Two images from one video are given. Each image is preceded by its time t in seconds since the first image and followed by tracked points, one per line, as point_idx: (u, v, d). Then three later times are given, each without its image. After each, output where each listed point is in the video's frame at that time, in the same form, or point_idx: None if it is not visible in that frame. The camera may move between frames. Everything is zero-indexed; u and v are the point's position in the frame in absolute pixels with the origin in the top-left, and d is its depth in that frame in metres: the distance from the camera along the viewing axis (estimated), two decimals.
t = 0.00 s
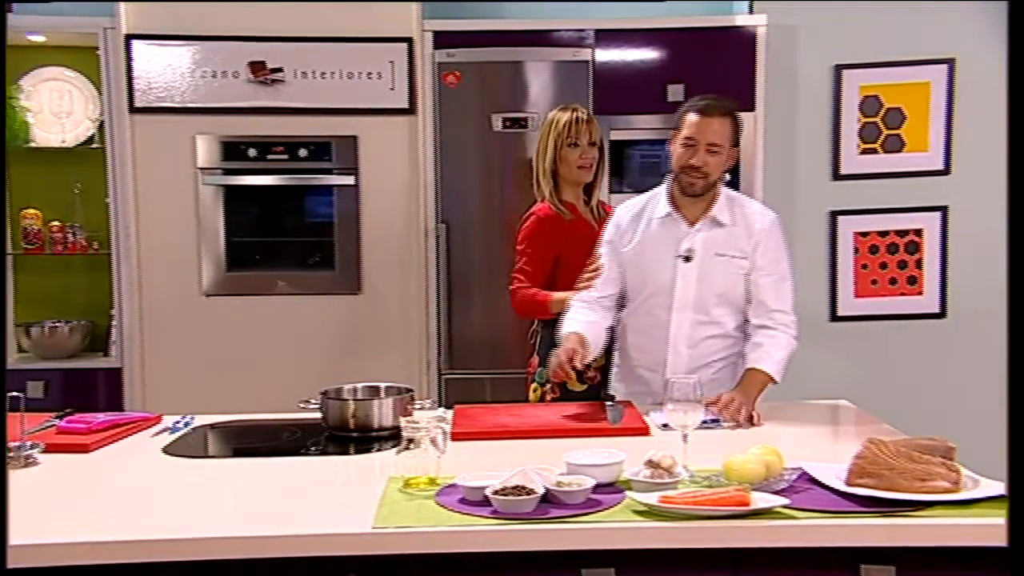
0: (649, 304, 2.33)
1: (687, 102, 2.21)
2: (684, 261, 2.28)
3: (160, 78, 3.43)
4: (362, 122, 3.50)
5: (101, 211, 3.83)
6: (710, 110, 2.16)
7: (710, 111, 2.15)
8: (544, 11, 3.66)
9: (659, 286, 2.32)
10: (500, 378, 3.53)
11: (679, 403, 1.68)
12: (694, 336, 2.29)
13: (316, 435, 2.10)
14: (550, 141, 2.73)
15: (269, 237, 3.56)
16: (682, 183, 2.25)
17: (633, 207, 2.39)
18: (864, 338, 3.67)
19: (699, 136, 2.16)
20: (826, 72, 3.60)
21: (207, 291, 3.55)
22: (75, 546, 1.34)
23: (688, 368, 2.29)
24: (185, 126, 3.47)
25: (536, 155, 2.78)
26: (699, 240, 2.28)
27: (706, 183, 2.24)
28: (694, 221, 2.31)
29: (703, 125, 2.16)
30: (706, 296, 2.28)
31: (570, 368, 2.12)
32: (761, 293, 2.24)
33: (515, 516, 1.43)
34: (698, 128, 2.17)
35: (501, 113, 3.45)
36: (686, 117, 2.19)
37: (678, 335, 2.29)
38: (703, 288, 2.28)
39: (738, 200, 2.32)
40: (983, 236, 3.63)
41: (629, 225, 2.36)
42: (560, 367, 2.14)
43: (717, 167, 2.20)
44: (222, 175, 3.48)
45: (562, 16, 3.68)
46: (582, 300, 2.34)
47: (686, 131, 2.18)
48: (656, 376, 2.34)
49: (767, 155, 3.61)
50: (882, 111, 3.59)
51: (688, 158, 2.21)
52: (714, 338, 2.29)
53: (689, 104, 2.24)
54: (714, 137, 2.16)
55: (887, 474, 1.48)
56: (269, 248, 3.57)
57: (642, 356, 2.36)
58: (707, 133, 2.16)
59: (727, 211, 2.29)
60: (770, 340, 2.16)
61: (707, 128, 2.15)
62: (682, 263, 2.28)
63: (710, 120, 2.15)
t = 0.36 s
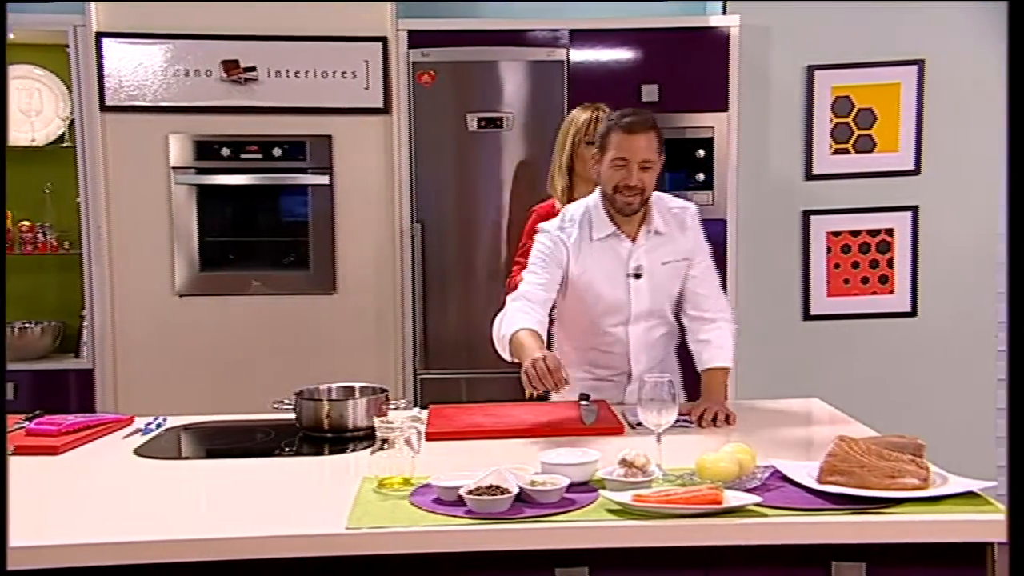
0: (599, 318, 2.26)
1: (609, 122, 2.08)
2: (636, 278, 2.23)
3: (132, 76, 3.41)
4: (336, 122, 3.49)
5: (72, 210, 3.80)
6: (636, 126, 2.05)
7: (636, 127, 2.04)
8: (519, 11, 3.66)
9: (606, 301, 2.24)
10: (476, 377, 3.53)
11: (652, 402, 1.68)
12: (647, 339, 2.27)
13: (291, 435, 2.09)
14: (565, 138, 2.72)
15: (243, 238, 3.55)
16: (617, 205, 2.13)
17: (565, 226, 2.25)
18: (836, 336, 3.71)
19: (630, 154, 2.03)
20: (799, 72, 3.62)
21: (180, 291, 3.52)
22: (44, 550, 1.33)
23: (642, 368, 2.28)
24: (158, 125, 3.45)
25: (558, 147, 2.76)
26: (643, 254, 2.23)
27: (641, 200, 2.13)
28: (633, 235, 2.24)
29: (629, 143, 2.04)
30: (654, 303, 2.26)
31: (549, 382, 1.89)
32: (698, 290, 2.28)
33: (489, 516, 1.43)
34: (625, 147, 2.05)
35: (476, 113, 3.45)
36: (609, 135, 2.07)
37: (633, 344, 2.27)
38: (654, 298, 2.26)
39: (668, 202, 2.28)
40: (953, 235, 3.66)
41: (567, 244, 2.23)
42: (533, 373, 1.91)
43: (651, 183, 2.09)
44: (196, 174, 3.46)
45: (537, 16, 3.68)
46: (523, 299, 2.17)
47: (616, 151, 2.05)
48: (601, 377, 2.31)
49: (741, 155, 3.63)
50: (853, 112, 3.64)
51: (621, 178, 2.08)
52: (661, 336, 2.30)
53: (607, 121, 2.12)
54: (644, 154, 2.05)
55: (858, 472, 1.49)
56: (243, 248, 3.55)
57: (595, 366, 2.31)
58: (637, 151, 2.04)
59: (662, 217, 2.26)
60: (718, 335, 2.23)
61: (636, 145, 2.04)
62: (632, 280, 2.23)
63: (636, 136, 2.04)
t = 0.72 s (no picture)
0: (589, 333, 2.22)
1: (576, 144, 2.04)
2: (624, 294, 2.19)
3: (114, 75, 3.39)
4: (320, 121, 3.49)
5: (55, 211, 3.78)
6: (605, 142, 2.00)
7: (605, 144, 1.99)
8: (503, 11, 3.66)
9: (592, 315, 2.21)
10: (461, 377, 3.53)
11: (635, 403, 1.69)
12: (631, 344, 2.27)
13: (274, 436, 2.08)
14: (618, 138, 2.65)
15: (226, 237, 3.52)
16: (600, 226, 2.08)
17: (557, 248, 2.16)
18: (819, 336, 3.72)
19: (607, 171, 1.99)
20: (782, 73, 3.63)
21: (164, 292, 3.50)
22: (24, 552, 1.32)
23: (625, 371, 2.29)
24: (140, 124, 3.43)
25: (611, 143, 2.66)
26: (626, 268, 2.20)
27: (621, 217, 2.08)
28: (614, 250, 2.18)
29: (602, 162, 1.99)
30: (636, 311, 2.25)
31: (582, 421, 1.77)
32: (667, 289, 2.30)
33: (473, 515, 1.42)
34: (600, 166, 2.00)
35: (461, 113, 3.44)
36: (581, 157, 2.01)
37: (618, 353, 2.26)
38: (636, 309, 2.25)
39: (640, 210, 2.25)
40: (937, 235, 3.68)
41: (560, 266, 2.15)
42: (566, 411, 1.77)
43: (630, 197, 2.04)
44: (179, 174, 3.44)
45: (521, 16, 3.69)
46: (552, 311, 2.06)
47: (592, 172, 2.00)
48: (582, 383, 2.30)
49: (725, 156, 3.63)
50: (836, 111, 3.62)
51: (601, 199, 2.03)
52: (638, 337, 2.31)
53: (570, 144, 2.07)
54: (619, 169, 2.01)
55: (840, 470, 1.50)
56: (227, 248, 3.53)
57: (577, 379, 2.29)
58: (611, 168, 2.00)
59: (636, 228, 2.23)
60: (691, 328, 2.28)
61: (609, 163, 1.99)
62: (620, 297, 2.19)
63: (609, 153, 1.99)
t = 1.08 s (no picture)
0: (582, 347, 2.19)
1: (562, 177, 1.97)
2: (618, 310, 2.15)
3: (97, 74, 3.37)
4: (304, 121, 3.48)
5: (37, 211, 3.76)
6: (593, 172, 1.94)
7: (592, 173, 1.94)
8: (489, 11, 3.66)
9: (585, 330, 2.16)
10: (446, 376, 3.52)
11: (621, 404, 1.69)
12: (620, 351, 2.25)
13: (259, 436, 2.08)
14: (660, 140, 2.56)
15: (211, 237, 3.50)
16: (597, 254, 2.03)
17: (552, 270, 2.09)
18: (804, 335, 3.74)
19: (598, 202, 1.93)
20: (766, 73, 3.65)
21: (147, 292, 3.49)
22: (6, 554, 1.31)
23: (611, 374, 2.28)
24: (123, 124, 3.41)
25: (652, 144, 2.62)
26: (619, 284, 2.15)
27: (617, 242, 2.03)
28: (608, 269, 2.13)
29: (591, 192, 1.93)
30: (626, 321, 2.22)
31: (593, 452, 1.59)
32: (654, 295, 2.28)
33: (458, 515, 1.42)
34: (590, 197, 1.94)
35: (446, 113, 3.44)
36: (569, 189, 1.96)
37: (606, 361, 2.24)
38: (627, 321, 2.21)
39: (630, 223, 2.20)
40: (920, 234, 3.70)
41: (555, 287, 2.08)
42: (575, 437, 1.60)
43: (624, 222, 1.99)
44: (163, 173, 3.42)
45: (507, 16, 3.69)
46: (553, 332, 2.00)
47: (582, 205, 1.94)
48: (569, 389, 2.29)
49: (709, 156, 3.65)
50: (820, 111, 3.65)
51: (596, 229, 1.98)
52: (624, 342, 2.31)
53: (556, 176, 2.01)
54: (610, 197, 1.95)
55: (824, 469, 1.50)
56: (212, 248, 3.52)
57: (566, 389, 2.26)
58: (602, 198, 1.94)
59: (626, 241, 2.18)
60: (678, 326, 2.29)
61: (599, 193, 1.93)
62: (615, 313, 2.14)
63: (598, 183, 1.94)
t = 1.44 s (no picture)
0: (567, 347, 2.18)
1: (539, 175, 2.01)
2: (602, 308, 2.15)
3: (76, 73, 3.35)
4: (285, 120, 3.47)
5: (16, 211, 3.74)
6: (569, 167, 1.98)
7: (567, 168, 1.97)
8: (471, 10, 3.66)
9: (570, 329, 2.16)
10: (429, 376, 3.52)
11: (603, 403, 1.69)
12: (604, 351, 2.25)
13: (241, 436, 2.07)
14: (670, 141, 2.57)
15: (192, 237, 3.49)
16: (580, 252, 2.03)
17: (538, 270, 2.09)
18: (785, 334, 3.75)
19: (576, 194, 1.95)
20: (748, 73, 3.66)
21: (127, 292, 3.47)
22: None
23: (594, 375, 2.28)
24: (103, 122, 3.39)
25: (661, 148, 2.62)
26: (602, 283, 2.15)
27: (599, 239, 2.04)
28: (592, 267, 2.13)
29: (569, 186, 1.96)
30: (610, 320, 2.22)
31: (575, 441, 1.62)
32: (637, 295, 2.29)
33: (439, 515, 1.42)
34: (568, 190, 1.97)
35: (429, 112, 3.43)
36: (547, 186, 1.98)
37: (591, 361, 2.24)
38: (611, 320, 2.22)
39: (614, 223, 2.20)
40: (901, 234, 3.72)
41: (541, 286, 2.08)
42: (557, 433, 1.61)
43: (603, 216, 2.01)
44: (143, 172, 3.40)
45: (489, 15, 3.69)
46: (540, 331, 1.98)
47: (561, 198, 1.96)
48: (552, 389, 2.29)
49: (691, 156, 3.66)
50: (800, 112, 3.65)
51: (576, 224, 1.99)
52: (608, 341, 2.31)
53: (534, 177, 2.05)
54: (588, 189, 1.97)
55: (804, 467, 1.51)
56: (193, 248, 3.50)
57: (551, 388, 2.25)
58: (580, 191, 1.96)
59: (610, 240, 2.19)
60: (661, 325, 2.30)
61: (576, 185, 1.96)
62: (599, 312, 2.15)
63: (574, 176, 1.97)
